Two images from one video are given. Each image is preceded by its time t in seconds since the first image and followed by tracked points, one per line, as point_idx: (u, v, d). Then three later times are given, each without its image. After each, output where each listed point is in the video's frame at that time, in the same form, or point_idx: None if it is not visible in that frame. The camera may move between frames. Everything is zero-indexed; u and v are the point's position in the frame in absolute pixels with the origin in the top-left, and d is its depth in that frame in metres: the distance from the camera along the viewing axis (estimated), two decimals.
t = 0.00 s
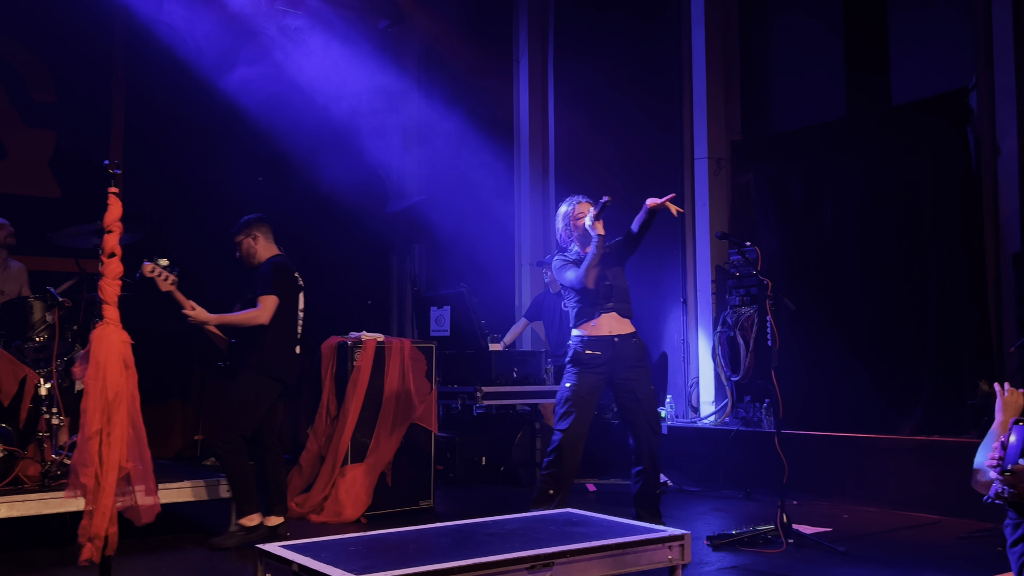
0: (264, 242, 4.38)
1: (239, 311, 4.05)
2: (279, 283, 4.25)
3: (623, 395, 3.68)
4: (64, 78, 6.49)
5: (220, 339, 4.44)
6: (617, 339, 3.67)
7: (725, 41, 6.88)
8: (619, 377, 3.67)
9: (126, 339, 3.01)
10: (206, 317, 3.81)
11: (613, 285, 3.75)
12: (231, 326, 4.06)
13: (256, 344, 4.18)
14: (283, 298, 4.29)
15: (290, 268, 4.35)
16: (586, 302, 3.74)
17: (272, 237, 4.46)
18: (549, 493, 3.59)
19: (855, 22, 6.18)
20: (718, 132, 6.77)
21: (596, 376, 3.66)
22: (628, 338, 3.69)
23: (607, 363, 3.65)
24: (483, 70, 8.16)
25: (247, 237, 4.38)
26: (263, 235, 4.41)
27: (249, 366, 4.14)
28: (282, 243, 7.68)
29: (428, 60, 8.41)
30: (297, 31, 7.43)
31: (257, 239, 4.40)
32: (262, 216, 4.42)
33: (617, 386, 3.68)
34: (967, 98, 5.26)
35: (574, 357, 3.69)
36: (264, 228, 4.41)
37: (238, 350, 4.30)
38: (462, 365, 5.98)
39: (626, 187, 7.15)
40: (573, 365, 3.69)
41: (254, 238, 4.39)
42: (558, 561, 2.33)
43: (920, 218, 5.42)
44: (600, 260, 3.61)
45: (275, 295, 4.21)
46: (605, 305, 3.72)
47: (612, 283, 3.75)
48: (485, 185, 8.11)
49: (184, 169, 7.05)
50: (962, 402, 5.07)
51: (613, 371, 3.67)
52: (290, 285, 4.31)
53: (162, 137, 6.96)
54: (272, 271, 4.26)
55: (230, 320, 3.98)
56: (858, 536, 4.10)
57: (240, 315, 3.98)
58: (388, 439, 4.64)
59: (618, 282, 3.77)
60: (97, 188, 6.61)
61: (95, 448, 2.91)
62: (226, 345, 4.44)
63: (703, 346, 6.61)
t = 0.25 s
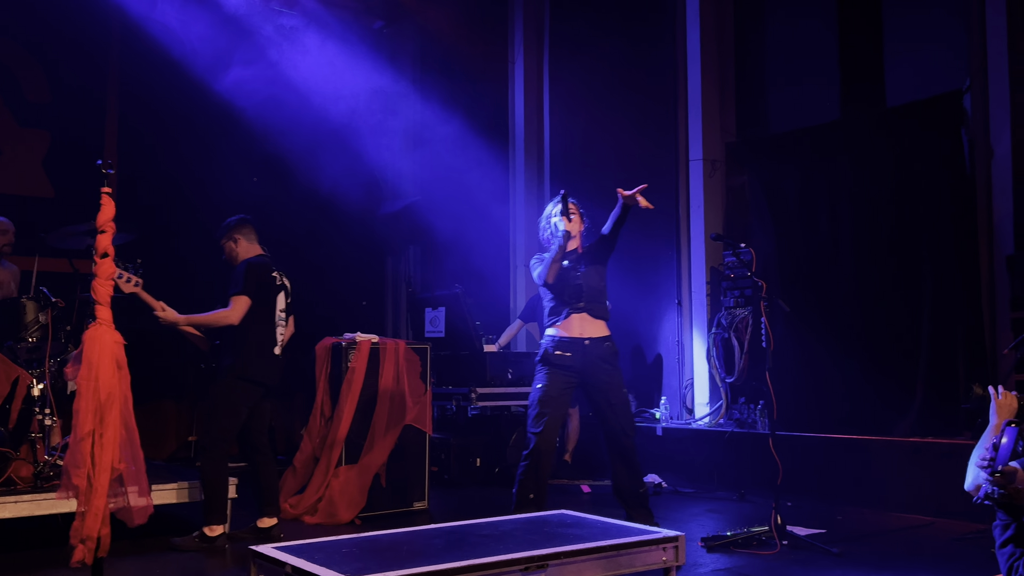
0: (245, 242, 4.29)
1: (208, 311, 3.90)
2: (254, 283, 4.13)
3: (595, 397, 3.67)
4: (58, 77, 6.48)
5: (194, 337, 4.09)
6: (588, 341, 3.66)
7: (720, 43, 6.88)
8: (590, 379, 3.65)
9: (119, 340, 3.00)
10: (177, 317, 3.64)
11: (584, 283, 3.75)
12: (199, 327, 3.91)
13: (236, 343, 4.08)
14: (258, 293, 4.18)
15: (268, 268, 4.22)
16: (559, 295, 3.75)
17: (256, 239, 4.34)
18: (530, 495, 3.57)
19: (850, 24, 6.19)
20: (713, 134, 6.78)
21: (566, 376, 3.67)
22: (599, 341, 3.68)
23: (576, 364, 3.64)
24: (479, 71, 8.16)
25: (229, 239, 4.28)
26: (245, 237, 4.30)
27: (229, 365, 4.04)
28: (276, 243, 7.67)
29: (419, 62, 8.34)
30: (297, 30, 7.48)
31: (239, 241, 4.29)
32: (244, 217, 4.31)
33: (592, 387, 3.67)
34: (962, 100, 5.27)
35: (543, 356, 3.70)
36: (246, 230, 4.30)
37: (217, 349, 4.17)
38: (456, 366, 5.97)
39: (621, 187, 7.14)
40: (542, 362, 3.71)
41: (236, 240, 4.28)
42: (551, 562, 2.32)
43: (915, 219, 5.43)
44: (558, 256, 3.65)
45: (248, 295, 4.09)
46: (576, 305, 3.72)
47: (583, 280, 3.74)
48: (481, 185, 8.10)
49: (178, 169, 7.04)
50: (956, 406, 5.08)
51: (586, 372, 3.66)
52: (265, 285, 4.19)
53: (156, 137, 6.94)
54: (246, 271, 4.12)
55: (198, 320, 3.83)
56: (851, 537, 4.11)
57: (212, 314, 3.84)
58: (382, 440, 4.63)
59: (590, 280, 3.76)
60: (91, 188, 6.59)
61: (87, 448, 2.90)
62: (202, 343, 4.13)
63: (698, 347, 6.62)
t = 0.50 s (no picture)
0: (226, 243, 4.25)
1: (184, 314, 3.84)
2: (230, 286, 4.08)
3: (565, 404, 3.67)
4: (54, 77, 6.46)
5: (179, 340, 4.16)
6: (560, 348, 3.65)
7: (716, 44, 6.90)
8: (560, 386, 3.65)
9: (113, 340, 2.99)
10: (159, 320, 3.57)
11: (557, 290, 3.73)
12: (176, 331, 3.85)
13: (217, 346, 4.03)
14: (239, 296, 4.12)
15: (244, 266, 4.14)
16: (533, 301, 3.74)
17: (238, 238, 4.30)
18: (519, 502, 3.53)
19: (845, 27, 6.21)
20: (709, 136, 6.79)
21: (535, 383, 3.64)
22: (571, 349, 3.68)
23: (548, 371, 3.63)
24: (475, 72, 8.16)
25: (209, 241, 4.25)
26: (225, 238, 4.26)
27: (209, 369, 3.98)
28: (271, 243, 7.66)
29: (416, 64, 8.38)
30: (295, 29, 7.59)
31: (220, 242, 4.26)
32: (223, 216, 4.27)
33: (560, 392, 3.67)
34: (956, 103, 5.30)
35: (513, 363, 3.64)
36: (226, 230, 4.25)
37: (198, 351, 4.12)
38: (452, 367, 5.97)
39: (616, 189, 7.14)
40: (512, 369, 3.65)
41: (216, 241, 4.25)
42: (547, 564, 2.32)
43: (909, 222, 5.44)
44: (540, 258, 3.64)
45: (223, 300, 4.04)
46: (551, 311, 3.70)
47: (559, 287, 3.74)
48: (476, 187, 8.09)
49: (173, 169, 7.03)
50: (952, 408, 5.07)
51: (555, 379, 3.65)
52: (241, 287, 4.13)
53: (151, 137, 6.92)
54: (222, 274, 4.07)
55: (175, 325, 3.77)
56: (847, 539, 4.11)
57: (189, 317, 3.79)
58: (377, 441, 4.61)
59: (566, 288, 3.75)
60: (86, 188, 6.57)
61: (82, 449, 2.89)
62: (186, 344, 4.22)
63: (694, 347, 6.63)
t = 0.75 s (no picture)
0: (200, 237, 4.23)
1: (153, 309, 3.75)
2: (204, 281, 4.04)
3: (557, 401, 3.68)
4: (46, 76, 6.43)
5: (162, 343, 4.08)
6: (554, 347, 3.69)
7: (709, 46, 6.90)
8: (552, 385, 3.67)
9: (104, 341, 2.98)
10: (122, 312, 3.46)
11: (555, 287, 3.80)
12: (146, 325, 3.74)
13: (203, 346, 4.01)
14: (221, 295, 4.11)
15: (221, 260, 4.14)
16: (532, 300, 3.74)
17: (209, 233, 4.27)
18: (514, 505, 3.51)
19: (839, 30, 6.23)
20: (702, 138, 6.80)
21: (531, 380, 3.62)
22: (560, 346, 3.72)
23: (544, 368, 3.64)
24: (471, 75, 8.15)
25: (180, 238, 4.21)
26: (197, 233, 4.22)
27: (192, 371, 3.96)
28: (263, 243, 7.64)
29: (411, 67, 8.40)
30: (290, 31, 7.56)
31: (191, 238, 4.22)
32: (190, 212, 4.24)
33: (548, 393, 3.68)
34: (948, 106, 5.31)
35: (512, 359, 3.60)
36: (197, 225, 4.23)
37: (181, 352, 4.09)
38: (444, 369, 5.97)
39: (610, 191, 7.15)
40: (510, 366, 3.60)
41: (188, 238, 4.22)
42: (539, 565, 2.32)
43: (902, 224, 5.45)
44: (554, 256, 3.62)
45: (195, 295, 3.99)
46: (548, 310, 3.75)
47: (555, 287, 3.80)
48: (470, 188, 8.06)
49: (166, 169, 7.01)
50: (945, 409, 5.07)
51: (546, 378, 3.66)
52: (218, 282, 4.10)
53: (144, 136, 6.91)
54: (195, 270, 4.03)
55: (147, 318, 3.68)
56: (838, 540, 4.12)
57: (158, 311, 3.69)
58: (371, 441, 4.60)
59: (559, 288, 3.83)
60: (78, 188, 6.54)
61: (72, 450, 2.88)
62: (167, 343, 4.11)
63: (687, 348, 6.64)
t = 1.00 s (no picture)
0: (182, 242, 4.20)
1: (139, 315, 3.72)
2: (193, 285, 3.99)
3: (562, 405, 3.68)
4: (37, 74, 6.39)
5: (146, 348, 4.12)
6: (567, 351, 3.68)
7: (701, 48, 6.91)
8: (559, 387, 3.67)
9: (94, 341, 2.96)
10: (108, 317, 3.44)
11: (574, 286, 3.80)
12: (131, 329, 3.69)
13: (193, 347, 3.99)
14: (213, 298, 4.10)
15: (209, 264, 4.09)
16: (552, 303, 3.71)
17: (187, 237, 4.24)
18: (507, 505, 3.53)
19: (830, 32, 6.25)
20: (694, 139, 6.81)
21: (539, 381, 3.62)
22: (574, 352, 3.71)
23: (553, 370, 3.63)
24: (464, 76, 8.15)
25: (161, 246, 4.19)
26: (177, 238, 4.20)
27: (184, 373, 3.95)
28: (255, 243, 7.62)
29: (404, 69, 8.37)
30: (282, 32, 7.60)
31: (171, 245, 4.20)
32: (168, 218, 4.20)
33: (556, 396, 3.68)
34: (938, 109, 5.33)
35: (524, 360, 3.60)
36: (175, 231, 4.19)
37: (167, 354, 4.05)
38: (435, 369, 5.97)
39: (602, 192, 7.15)
40: (520, 367, 3.61)
41: (169, 244, 4.19)
42: (530, 566, 2.32)
43: (892, 226, 5.47)
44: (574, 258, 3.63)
45: (183, 301, 3.95)
46: (569, 310, 3.76)
47: (573, 286, 3.80)
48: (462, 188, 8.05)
49: (157, 169, 6.98)
50: (936, 411, 5.09)
51: (555, 381, 3.66)
52: (207, 285, 4.06)
53: (135, 136, 6.88)
54: (183, 275, 3.97)
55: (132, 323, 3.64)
56: (828, 541, 4.13)
57: (144, 316, 3.66)
58: (362, 443, 4.60)
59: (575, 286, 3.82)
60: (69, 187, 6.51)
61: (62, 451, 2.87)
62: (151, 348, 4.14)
63: (679, 350, 6.65)
